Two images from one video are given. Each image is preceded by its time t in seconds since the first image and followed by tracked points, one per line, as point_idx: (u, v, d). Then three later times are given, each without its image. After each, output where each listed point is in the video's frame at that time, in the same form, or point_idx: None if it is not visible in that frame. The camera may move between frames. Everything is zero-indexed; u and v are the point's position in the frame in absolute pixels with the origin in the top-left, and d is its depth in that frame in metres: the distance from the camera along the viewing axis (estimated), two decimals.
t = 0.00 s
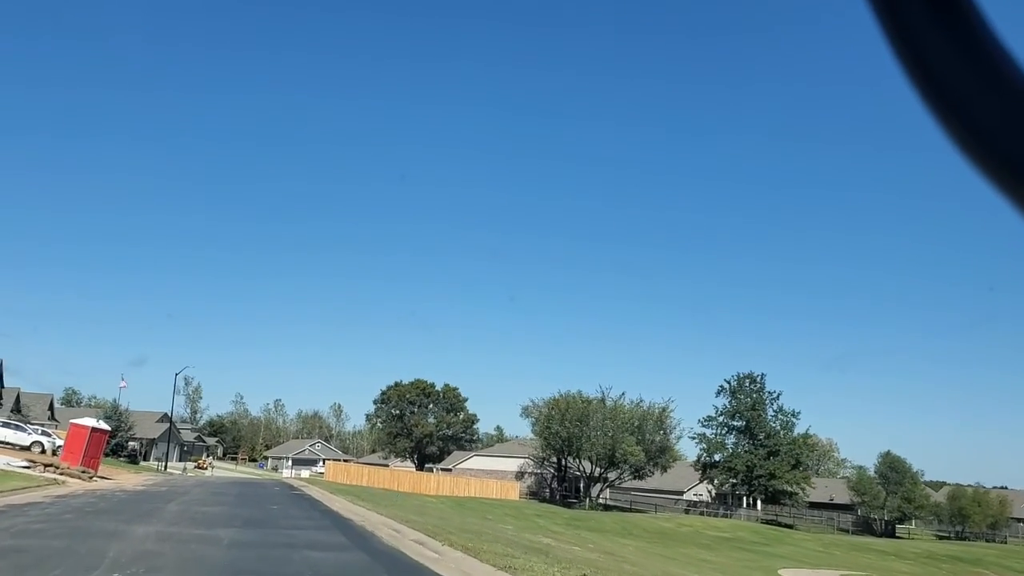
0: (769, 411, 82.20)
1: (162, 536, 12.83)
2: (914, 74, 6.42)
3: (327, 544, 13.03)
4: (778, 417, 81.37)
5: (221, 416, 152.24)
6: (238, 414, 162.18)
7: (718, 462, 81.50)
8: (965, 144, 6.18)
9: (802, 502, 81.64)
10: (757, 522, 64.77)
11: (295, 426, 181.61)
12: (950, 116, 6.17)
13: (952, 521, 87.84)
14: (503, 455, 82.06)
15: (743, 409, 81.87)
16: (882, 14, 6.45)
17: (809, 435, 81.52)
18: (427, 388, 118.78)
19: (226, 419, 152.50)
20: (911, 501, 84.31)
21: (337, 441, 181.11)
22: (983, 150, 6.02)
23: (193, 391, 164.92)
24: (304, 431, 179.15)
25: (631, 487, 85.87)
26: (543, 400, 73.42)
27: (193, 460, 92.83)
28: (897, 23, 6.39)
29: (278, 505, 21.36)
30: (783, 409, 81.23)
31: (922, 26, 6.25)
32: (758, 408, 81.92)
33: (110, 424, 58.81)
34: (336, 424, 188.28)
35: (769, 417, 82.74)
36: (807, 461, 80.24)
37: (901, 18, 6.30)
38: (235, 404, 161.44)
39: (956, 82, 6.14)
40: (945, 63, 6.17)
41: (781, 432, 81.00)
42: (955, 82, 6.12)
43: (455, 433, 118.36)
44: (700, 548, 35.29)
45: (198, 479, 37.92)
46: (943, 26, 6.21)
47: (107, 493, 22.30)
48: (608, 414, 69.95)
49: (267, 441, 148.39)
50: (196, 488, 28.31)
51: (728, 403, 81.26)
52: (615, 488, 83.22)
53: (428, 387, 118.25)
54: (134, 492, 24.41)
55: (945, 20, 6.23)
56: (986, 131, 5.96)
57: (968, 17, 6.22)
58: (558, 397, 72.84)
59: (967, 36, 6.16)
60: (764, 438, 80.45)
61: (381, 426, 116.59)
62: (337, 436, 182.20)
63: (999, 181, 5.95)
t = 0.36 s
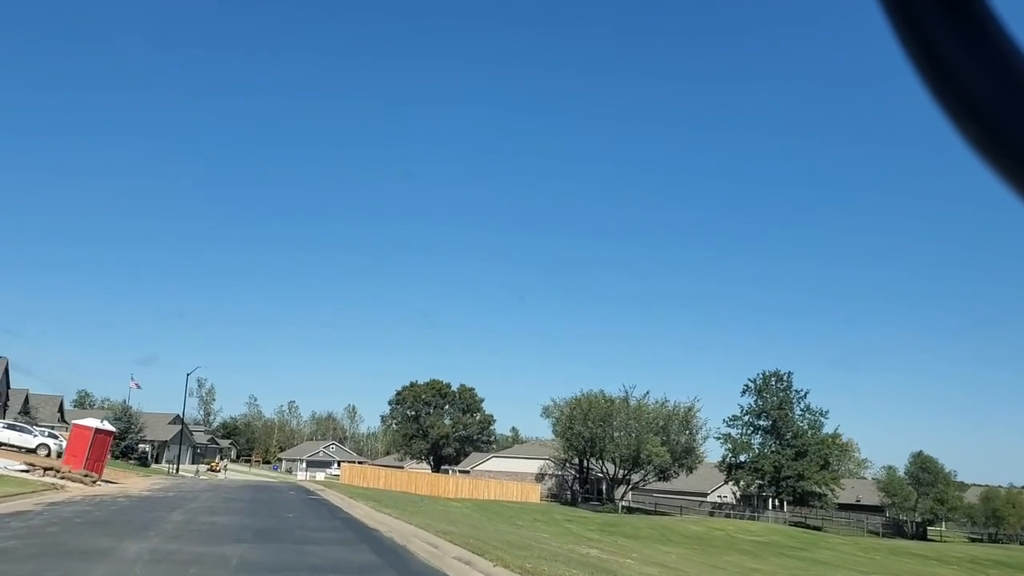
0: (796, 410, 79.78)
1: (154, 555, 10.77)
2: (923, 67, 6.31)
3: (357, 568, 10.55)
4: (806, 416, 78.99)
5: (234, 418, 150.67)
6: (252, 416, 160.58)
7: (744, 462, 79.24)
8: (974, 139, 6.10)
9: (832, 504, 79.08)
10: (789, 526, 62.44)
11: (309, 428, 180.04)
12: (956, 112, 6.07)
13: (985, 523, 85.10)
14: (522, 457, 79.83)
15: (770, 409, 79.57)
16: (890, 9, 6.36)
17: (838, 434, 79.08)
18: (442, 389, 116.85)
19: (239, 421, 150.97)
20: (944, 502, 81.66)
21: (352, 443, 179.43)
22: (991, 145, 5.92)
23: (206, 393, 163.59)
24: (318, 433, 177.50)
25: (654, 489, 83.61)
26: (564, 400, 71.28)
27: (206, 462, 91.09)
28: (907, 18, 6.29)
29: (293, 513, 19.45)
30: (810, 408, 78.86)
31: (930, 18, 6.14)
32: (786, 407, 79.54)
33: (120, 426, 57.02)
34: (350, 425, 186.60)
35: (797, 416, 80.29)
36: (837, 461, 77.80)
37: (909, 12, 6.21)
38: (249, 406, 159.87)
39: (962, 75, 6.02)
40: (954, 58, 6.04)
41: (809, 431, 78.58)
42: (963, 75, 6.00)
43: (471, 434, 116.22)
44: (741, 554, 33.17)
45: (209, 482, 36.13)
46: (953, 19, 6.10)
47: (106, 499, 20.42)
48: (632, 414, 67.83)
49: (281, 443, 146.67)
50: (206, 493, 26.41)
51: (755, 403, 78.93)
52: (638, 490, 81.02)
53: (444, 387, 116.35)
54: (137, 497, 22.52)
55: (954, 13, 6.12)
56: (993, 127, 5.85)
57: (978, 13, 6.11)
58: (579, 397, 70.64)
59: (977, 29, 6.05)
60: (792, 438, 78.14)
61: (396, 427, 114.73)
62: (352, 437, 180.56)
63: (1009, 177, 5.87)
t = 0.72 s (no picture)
0: (822, 407, 77.46)
1: None
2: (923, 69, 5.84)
3: None
4: (832, 414, 76.63)
5: (246, 419, 149.09)
6: (264, 416, 159.06)
7: (769, 461, 76.98)
8: (985, 150, 5.62)
9: (860, 504, 76.60)
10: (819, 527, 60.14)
11: (321, 428, 178.51)
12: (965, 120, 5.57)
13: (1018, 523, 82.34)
14: (540, 456, 77.67)
15: (795, 407, 77.29)
16: (889, 8, 5.92)
17: (865, 433, 76.67)
18: (457, 388, 114.89)
19: (251, 422, 149.29)
20: (976, 502, 79.08)
21: (364, 443, 177.80)
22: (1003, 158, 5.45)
23: (217, 394, 162.16)
24: (330, 433, 175.99)
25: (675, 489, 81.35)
26: (583, 399, 69.14)
27: (217, 463, 89.26)
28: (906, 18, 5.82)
29: (305, 520, 17.43)
30: (837, 405, 76.56)
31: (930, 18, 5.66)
32: (811, 405, 77.26)
33: (127, 426, 55.17)
34: (361, 426, 185.10)
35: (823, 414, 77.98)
36: (865, 460, 75.38)
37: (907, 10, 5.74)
38: (261, 406, 158.12)
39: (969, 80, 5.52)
40: (960, 60, 5.54)
41: (835, 429, 76.25)
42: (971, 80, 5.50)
43: (486, 433, 114.14)
44: (784, 560, 31.01)
45: (216, 486, 34.24)
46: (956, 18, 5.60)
47: (97, 506, 18.47)
48: (654, 412, 65.70)
49: (293, 444, 144.96)
50: (210, 498, 24.47)
51: (780, 400, 76.61)
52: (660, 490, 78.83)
53: (457, 386, 114.47)
54: (133, 502, 20.54)
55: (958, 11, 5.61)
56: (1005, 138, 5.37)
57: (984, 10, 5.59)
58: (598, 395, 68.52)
59: (983, 30, 5.54)
60: (817, 436, 75.88)
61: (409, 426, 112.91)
62: (364, 438, 178.77)
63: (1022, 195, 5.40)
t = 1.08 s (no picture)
0: (849, 403, 75.11)
1: None
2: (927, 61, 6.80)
3: None
4: (860, 410, 74.22)
5: (256, 418, 147.21)
6: (275, 416, 157.17)
7: (794, 459, 74.76)
8: (978, 135, 6.80)
9: (889, 503, 74.17)
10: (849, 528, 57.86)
11: (332, 427, 176.66)
12: (968, 106, 6.68)
13: None
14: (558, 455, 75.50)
15: (822, 404, 74.96)
16: None
17: (894, 430, 74.27)
18: (470, 386, 112.86)
19: (262, 421, 147.33)
20: (1009, 501, 76.49)
21: (376, 443, 175.89)
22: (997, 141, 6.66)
23: (227, 393, 160.45)
24: (341, 432, 174.18)
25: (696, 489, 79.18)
26: (603, 397, 66.98)
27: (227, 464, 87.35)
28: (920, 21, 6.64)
29: (321, 530, 15.38)
30: (864, 401, 74.25)
31: (946, 23, 6.59)
32: (838, 401, 74.93)
33: (133, 425, 53.32)
34: (373, 425, 183.12)
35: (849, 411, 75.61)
36: (894, 458, 73.01)
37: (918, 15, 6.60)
38: (272, 405, 156.25)
39: (978, 74, 6.59)
40: (961, 54, 6.63)
41: (863, 426, 73.86)
42: (974, 73, 6.61)
43: (500, 432, 111.99)
44: (830, 565, 29.03)
45: (226, 487, 32.44)
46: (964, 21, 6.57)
47: (86, 511, 16.52)
48: (677, 410, 63.62)
49: (304, 444, 143.03)
50: (216, 501, 22.50)
51: (805, 397, 74.27)
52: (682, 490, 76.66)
53: (471, 383, 112.38)
54: (128, 506, 18.58)
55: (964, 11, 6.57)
56: (995, 125, 6.60)
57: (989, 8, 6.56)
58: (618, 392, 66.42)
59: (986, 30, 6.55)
60: (845, 433, 73.56)
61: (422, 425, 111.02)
62: (376, 437, 176.91)
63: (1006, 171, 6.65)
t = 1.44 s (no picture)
0: (875, 401, 72.80)
1: None
2: (939, 72, 8.20)
3: None
4: (887, 409, 71.87)
5: (266, 418, 145.53)
6: (285, 416, 155.41)
7: (818, 459, 72.57)
8: (984, 136, 8.00)
9: (918, 505, 71.70)
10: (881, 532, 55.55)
11: (342, 427, 174.92)
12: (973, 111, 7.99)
13: None
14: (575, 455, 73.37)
15: (847, 402, 72.67)
16: (921, 18, 8.14)
17: (922, 429, 71.82)
18: (483, 385, 110.80)
19: (271, 421, 145.56)
20: None
21: (386, 442, 174.08)
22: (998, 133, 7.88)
23: (237, 394, 158.79)
24: (351, 432, 172.50)
25: (717, 489, 77.10)
26: (622, 396, 64.88)
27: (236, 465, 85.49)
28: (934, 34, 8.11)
29: (337, 542, 13.42)
30: (891, 399, 71.89)
31: (954, 36, 8.08)
32: (864, 399, 72.63)
33: (137, 425, 51.46)
34: (383, 425, 181.27)
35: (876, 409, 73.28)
36: (922, 457, 70.58)
37: (924, 30, 8.07)
38: (281, 405, 154.26)
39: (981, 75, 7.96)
40: (975, 71, 7.97)
41: (889, 425, 71.46)
42: (978, 77, 7.99)
43: (514, 432, 109.83)
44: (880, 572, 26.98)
45: (233, 488, 30.62)
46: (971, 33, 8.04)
47: (72, 520, 14.61)
48: (700, 408, 61.47)
49: (313, 444, 141.20)
50: (221, 505, 20.54)
51: (831, 395, 72.01)
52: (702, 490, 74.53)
53: (484, 382, 110.32)
54: (121, 514, 16.64)
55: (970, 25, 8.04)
56: (1003, 128, 7.83)
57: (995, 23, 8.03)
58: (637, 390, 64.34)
59: (991, 41, 7.95)
60: (871, 432, 71.26)
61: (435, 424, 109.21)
62: (386, 437, 174.92)
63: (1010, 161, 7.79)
